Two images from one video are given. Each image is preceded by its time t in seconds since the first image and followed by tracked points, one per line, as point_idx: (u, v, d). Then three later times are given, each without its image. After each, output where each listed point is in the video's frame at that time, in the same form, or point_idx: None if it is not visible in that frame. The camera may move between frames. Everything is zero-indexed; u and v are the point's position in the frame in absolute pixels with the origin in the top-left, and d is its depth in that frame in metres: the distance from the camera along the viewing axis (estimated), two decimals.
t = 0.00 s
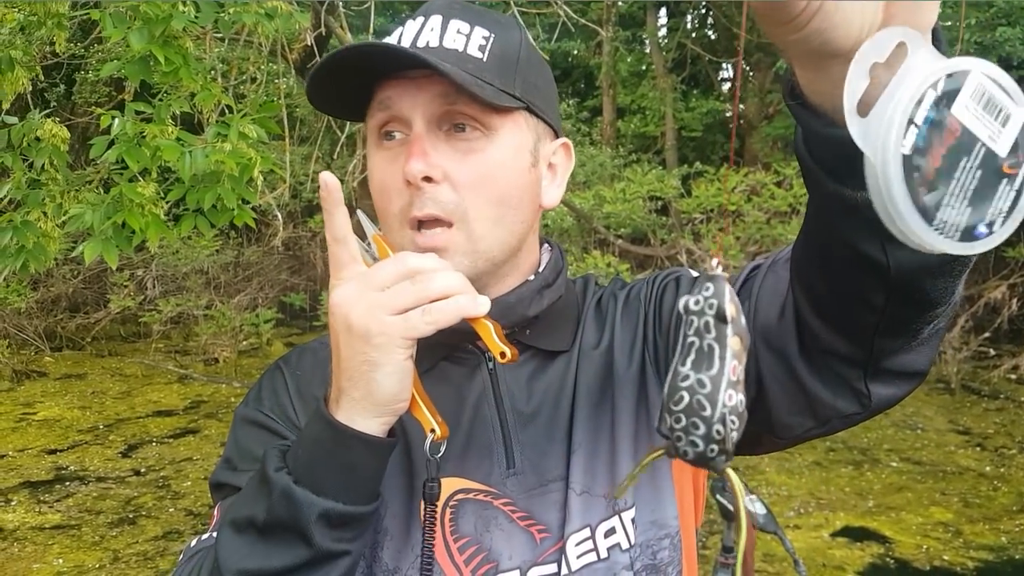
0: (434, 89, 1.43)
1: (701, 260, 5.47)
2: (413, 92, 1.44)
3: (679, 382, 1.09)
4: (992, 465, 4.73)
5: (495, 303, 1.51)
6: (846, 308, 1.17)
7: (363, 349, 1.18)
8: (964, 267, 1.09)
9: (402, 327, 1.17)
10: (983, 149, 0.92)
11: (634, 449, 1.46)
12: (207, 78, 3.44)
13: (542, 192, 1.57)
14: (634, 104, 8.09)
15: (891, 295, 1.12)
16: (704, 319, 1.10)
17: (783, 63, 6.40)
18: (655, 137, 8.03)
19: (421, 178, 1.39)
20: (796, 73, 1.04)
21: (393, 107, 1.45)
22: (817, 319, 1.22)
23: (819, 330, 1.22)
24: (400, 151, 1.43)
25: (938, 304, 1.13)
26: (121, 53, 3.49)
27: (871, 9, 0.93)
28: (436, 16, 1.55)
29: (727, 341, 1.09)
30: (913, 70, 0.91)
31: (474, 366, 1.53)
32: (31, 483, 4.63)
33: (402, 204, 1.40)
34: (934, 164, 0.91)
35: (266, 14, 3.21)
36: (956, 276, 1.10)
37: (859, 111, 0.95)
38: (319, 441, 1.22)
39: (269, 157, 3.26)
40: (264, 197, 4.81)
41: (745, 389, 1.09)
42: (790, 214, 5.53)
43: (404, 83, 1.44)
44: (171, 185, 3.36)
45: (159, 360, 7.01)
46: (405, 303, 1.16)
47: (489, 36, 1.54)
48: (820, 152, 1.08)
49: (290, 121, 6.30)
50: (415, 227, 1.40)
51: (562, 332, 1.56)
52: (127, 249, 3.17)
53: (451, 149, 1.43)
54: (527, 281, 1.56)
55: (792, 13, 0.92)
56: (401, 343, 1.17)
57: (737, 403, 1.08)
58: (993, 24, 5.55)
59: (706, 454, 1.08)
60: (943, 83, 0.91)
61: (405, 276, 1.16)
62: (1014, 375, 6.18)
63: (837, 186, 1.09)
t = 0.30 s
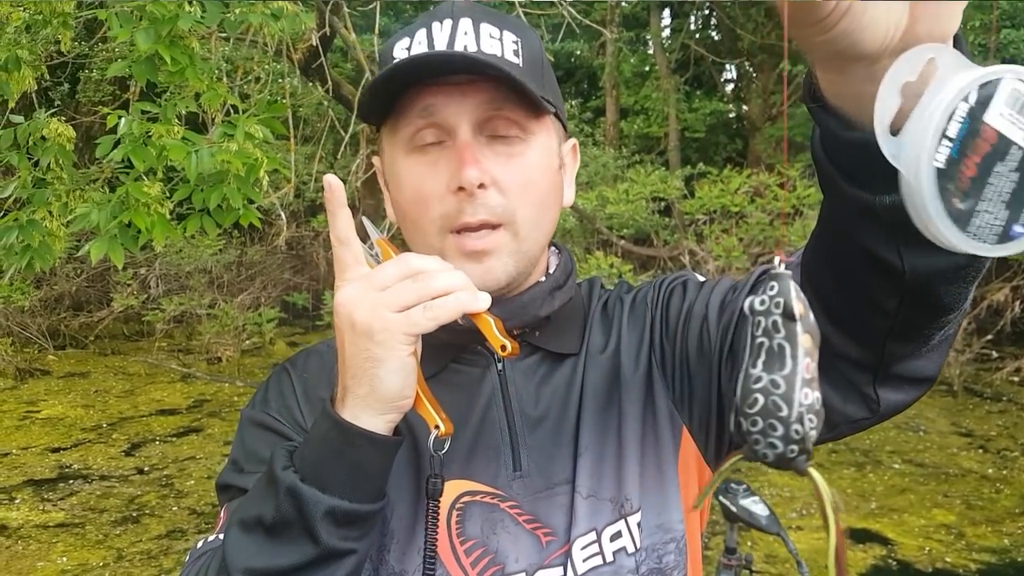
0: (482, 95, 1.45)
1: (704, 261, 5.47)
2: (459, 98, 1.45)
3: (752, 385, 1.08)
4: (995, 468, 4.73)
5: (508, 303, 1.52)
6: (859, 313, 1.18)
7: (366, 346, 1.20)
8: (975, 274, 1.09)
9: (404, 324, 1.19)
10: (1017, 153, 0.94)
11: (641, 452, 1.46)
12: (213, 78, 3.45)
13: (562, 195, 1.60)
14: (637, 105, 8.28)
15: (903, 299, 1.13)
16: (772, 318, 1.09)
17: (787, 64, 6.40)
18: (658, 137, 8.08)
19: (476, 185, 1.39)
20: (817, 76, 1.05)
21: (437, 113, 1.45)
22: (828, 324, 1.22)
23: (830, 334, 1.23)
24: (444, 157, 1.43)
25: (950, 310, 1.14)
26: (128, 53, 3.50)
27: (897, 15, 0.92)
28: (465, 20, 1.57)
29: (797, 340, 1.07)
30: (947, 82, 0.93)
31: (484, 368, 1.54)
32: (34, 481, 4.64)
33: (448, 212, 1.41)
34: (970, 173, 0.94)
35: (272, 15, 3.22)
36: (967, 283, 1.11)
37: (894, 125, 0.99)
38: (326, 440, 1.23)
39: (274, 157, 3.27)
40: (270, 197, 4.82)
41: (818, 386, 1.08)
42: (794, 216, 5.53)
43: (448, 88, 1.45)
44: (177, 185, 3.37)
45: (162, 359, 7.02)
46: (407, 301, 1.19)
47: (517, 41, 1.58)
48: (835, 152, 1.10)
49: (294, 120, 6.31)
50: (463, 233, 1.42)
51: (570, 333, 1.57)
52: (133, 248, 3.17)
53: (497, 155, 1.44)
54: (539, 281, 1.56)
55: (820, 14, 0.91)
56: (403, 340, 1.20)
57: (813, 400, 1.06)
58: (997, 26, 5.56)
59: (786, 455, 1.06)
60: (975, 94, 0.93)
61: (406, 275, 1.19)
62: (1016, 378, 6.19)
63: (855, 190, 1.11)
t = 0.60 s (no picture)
0: (489, 93, 1.47)
1: (704, 260, 5.49)
2: (467, 97, 1.47)
3: (724, 379, 1.07)
4: (993, 467, 4.74)
5: (503, 301, 1.52)
6: (845, 308, 1.19)
7: (358, 333, 1.21)
8: (960, 267, 1.08)
9: (393, 310, 1.20)
10: (1001, 149, 0.84)
11: (634, 446, 1.48)
12: (214, 76, 3.45)
13: (559, 192, 1.61)
14: (638, 105, 8.27)
15: (887, 295, 1.14)
16: (743, 316, 1.08)
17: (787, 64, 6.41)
18: (658, 137, 8.07)
19: (486, 182, 1.39)
20: (800, 77, 1.00)
21: (444, 112, 1.46)
22: (817, 319, 1.23)
23: (818, 330, 1.23)
24: (452, 154, 1.44)
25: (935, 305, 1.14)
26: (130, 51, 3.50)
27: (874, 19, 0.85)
28: (466, 20, 1.58)
29: (768, 336, 1.06)
30: (923, 77, 0.83)
31: (478, 364, 1.54)
32: (34, 479, 4.65)
33: (456, 208, 1.41)
34: (954, 167, 0.84)
35: (273, 13, 3.23)
36: (952, 278, 1.10)
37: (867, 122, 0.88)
38: (321, 427, 1.24)
39: (276, 156, 3.28)
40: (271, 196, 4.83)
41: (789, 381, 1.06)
42: (793, 216, 5.53)
43: (455, 87, 1.47)
44: (178, 184, 3.37)
45: (162, 358, 7.03)
46: (396, 291, 1.20)
47: (517, 42, 1.59)
48: (819, 151, 1.08)
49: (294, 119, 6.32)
50: (471, 229, 1.42)
51: (564, 330, 1.58)
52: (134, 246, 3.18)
53: (503, 152, 1.45)
54: (533, 279, 1.56)
55: (796, 19, 0.85)
56: (393, 328, 1.21)
57: (783, 396, 1.05)
58: (996, 27, 5.57)
59: (757, 447, 1.06)
60: (954, 88, 0.82)
61: (398, 266, 1.20)
62: (1015, 378, 6.20)
63: (839, 188, 1.10)
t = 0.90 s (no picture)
0: (483, 99, 1.48)
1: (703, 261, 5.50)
2: (463, 103, 1.47)
3: (662, 366, 1.09)
4: (991, 469, 4.75)
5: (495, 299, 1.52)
6: (827, 305, 1.19)
7: (434, 436, 0.90)
8: (934, 265, 1.11)
9: (484, 427, 0.87)
10: (935, 154, 0.94)
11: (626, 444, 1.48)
12: (215, 74, 3.45)
13: (552, 194, 1.61)
14: (637, 105, 8.22)
15: (869, 292, 1.14)
16: (686, 307, 1.12)
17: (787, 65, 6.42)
18: (658, 137, 8.08)
19: (482, 187, 1.40)
20: (777, 81, 1.04)
21: (439, 118, 1.47)
22: (801, 317, 1.24)
23: (803, 328, 1.24)
24: (447, 160, 1.45)
25: (917, 301, 1.15)
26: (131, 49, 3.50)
27: (846, 22, 0.95)
28: (459, 25, 1.59)
29: (707, 329, 1.10)
30: (875, 79, 0.94)
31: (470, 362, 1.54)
32: (33, 476, 4.65)
33: (452, 213, 1.41)
34: (884, 168, 0.94)
35: (275, 12, 3.23)
36: (929, 276, 1.13)
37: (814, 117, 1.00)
38: (358, 483, 1.01)
39: (277, 156, 3.28)
40: (272, 194, 4.84)
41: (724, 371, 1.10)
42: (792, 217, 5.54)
43: (449, 93, 1.48)
44: (178, 182, 3.38)
45: (161, 355, 7.03)
46: (485, 401, 0.87)
47: (509, 46, 1.59)
48: (799, 151, 1.10)
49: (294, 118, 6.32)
50: (466, 233, 1.42)
51: (556, 328, 1.58)
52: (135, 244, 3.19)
53: (498, 157, 1.46)
54: (526, 278, 1.56)
55: (776, 20, 0.93)
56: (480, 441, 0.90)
57: (716, 385, 1.08)
58: (997, 29, 5.57)
59: (687, 433, 1.08)
60: (898, 93, 0.93)
61: (494, 368, 0.87)
62: (1013, 380, 6.21)
63: (814, 184, 1.10)
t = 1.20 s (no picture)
0: (485, 94, 1.48)
1: (706, 260, 5.51)
2: (465, 97, 1.48)
3: (705, 364, 1.13)
4: (992, 469, 4.76)
5: (496, 301, 1.53)
6: (834, 303, 1.20)
7: (452, 480, 0.98)
8: (944, 264, 1.11)
9: (500, 469, 0.96)
10: (978, 149, 0.90)
11: (628, 444, 1.49)
12: (219, 73, 3.46)
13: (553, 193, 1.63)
14: (640, 103, 8.23)
15: (875, 292, 1.15)
16: (725, 306, 1.13)
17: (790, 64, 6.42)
18: (660, 135, 8.09)
19: (484, 181, 1.40)
20: (788, 78, 1.04)
21: (441, 112, 1.47)
22: (806, 314, 1.25)
23: (807, 326, 1.25)
24: (450, 154, 1.45)
25: (922, 300, 1.16)
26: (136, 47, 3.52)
27: (861, 20, 0.93)
28: (461, 22, 1.60)
29: (747, 325, 1.11)
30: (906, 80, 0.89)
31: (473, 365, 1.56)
32: (37, 471, 4.67)
33: (454, 208, 1.42)
34: (931, 165, 0.89)
35: (280, 11, 3.24)
36: (938, 272, 1.13)
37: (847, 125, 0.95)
38: (373, 523, 1.08)
39: (282, 154, 3.29)
40: (275, 192, 4.85)
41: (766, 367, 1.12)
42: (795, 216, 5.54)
43: (452, 87, 1.48)
44: (182, 179, 3.39)
45: (164, 352, 7.05)
46: (505, 443, 0.96)
47: (511, 44, 1.61)
48: (809, 153, 1.10)
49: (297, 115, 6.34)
50: (468, 228, 1.43)
51: (559, 329, 1.59)
52: (140, 241, 3.20)
53: (500, 152, 1.46)
54: (527, 279, 1.56)
55: (791, 20, 0.91)
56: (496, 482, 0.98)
57: (760, 379, 1.11)
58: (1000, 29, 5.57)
59: (735, 427, 1.13)
60: (932, 91, 0.88)
61: (514, 412, 0.95)
62: (1014, 380, 6.21)
63: (827, 185, 1.11)
